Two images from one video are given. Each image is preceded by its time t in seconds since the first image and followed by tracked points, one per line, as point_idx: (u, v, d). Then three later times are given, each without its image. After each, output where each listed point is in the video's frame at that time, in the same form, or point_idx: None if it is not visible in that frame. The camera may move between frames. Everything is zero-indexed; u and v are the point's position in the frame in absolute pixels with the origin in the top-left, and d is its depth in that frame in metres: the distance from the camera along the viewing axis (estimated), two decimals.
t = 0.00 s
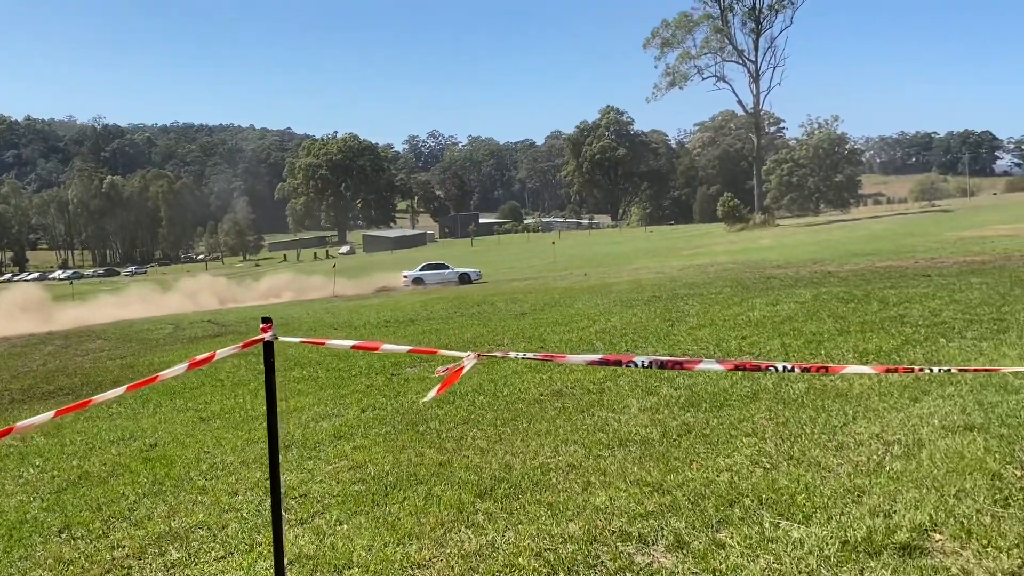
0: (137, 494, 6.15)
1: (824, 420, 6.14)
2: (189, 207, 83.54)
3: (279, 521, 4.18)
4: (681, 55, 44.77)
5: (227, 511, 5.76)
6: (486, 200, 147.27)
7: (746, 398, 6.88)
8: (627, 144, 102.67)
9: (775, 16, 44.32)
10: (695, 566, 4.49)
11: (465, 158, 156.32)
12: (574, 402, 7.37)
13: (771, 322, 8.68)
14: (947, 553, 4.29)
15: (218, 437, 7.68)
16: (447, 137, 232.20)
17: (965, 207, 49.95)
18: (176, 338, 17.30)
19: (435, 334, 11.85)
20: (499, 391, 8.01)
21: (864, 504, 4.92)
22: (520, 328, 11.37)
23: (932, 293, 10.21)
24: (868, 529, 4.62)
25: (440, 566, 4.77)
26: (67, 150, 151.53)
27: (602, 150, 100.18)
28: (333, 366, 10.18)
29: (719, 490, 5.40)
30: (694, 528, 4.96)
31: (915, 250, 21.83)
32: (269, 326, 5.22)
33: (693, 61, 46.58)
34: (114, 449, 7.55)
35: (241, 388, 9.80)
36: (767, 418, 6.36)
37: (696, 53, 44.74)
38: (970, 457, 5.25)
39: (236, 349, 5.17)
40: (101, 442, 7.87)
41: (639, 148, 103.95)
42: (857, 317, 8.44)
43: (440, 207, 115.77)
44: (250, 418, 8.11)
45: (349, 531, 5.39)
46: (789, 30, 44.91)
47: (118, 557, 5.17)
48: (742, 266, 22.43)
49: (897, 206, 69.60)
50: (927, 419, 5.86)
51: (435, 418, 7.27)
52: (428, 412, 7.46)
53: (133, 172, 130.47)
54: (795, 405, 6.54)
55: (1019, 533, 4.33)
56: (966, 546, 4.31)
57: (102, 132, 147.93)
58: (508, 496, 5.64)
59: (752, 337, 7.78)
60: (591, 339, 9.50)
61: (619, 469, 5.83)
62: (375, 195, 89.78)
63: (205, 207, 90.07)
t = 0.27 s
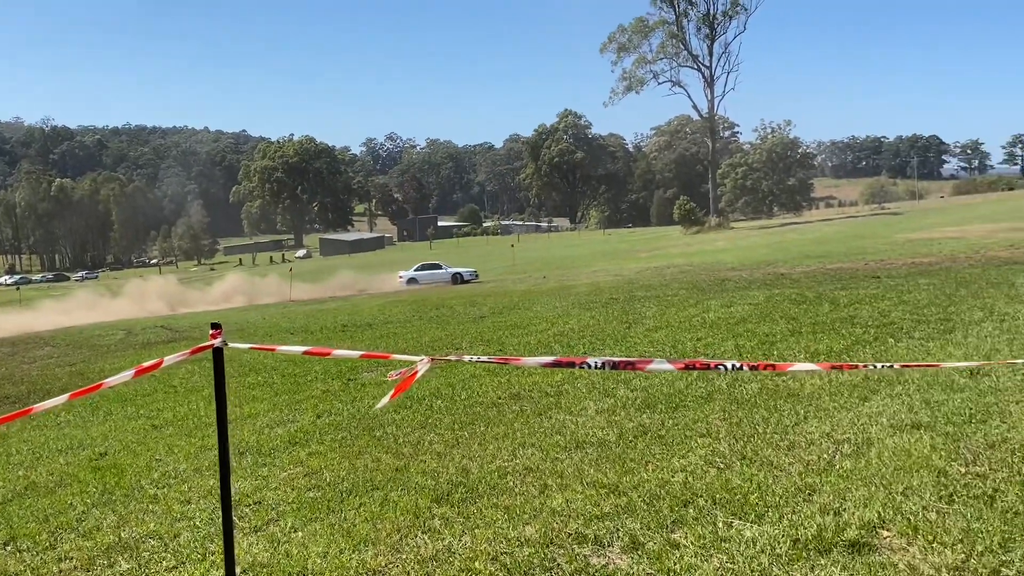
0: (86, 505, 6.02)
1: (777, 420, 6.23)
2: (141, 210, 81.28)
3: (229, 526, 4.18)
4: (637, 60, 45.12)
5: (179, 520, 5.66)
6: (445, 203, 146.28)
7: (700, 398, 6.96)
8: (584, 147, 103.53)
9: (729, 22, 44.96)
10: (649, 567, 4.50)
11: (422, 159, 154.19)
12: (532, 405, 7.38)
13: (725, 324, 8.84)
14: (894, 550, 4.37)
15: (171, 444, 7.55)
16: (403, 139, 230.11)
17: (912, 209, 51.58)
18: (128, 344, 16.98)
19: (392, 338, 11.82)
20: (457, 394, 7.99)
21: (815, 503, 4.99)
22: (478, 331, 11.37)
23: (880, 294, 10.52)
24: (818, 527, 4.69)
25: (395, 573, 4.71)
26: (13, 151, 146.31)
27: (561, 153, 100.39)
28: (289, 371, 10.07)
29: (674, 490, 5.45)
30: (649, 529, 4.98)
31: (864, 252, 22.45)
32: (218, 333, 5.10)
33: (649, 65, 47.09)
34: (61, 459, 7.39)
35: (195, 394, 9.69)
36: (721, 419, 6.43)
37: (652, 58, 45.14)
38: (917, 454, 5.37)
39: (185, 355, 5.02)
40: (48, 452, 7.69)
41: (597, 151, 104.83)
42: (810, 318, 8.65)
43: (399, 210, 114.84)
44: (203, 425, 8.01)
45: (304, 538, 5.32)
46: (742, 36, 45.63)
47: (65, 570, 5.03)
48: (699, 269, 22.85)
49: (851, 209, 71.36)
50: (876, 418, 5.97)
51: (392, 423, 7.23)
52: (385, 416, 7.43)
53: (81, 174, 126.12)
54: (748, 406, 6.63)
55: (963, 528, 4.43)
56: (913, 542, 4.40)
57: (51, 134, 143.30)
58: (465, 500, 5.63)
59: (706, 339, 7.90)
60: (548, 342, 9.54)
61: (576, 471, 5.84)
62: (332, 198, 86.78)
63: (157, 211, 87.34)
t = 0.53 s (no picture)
0: (35, 515, 5.88)
1: (733, 420, 6.29)
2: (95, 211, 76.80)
3: (180, 529, 4.18)
4: (597, 64, 45.46)
5: (132, 528, 5.55)
6: (406, 205, 144.32)
7: (659, 400, 7.01)
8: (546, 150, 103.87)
9: (687, 27, 45.64)
10: (607, 568, 4.51)
11: (378, 160, 149.88)
12: (492, 408, 7.37)
13: (683, 326, 8.96)
14: (847, 548, 4.43)
15: (124, 452, 7.42)
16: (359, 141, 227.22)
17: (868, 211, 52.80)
18: (80, 350, 16.58)
19: (352, 342, 11.76)
20: (416, 399, 7.97)
21: (771, 502, 5.04)
22: (440, 334, 11.36)
23: (834, 296, 10.74)
24: (773, 526, 4.73)
25: None
26: None
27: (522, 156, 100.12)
28: (247, 377, 9.95)
29: (633, 491, 5.46)
30: (608, 530, 4.99)
31: (820, 254, 22.89)
32: (170, 337, 5.09)
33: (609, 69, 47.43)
34: (9, 468, 7.21)
35: (149, 401, 9.55)
36: (679, 419, 6.48)
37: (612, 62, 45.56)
38: (870, 453, 5.46)
39: (135, 361, 4.92)
40: None
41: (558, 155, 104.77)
42: (767, 320, 8.82)
43: (359, 213, 113.35)
44: (158, 431, 7.90)
45: (261, 545, 5.23)
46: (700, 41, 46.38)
47: None
48: (659, 272, 23.10)
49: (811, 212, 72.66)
50: (830, 417, 6.06)
51: (351, 428, 7.18)
52: (343, 421, 7.37)
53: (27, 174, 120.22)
54: (706, 406, 6.69)
55: (914, 525, 4.50)
56: (864, 540, 4.46)
57: None
58: (424, 504, 5.59)
59: (665, 341, 7.98)
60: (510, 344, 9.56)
61: (536, 474, 5.84)
62: (291, 202, 85.39)
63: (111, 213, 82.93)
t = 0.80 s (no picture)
0: None
1: (696, 421, 6.33)
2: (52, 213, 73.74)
3: (137, 535, 4.14)
4: (561, 68, 45.58)
5: (89, 537, 5.44)
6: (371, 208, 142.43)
7: (623, 401, 7.05)
8: (511, 153, 102.00)
9: (650, 31, 46.08)
10: (570, 570, 4.51)
11: (341, 160, 146.81)
12: (457, 411, 7.36)
13: (647, 328, 9.07)
14: (807, 546, 4.47)
15: (81, 459, 7.30)
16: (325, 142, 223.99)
17: (828, 214, 53.86)
18: (34, 357, 16.19)
19: (315, 346, 11.68)
20: (380, 403, 7.92)
21: (733, 502, 5.08)
22: (404, 337, 11.33)
23: (795, 297, 10.91)
24: (735, 526, 4.76)
25: None
26: None
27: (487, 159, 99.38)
28: (208, 382, 9.84)
29: (596, 493, 5.47)
30: (571, 533, 4.99)
31: (781, 257, 23.24)
32: (125, 343, 4.86)
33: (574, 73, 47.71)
34: None
35: (107, 407, 9.41)
36: (642, 421, 6.51)
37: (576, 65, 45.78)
38: (829, 452, 5.52)
39: (89, 367, 4.71)
40: None
41: (524, 157, 104.32)
42: (729, 321, 8.96)
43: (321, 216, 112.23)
44: (116, 438, 7.77)
45: (222, 552, 5.14)
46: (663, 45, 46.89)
47: None
48: (624, 274, 23.29)
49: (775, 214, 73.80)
50: (790, 417, 6.13)
51: (314, 432, 7.12)
52: (306, 426, 7.31)
53: None
54: (669, 407, 6.74)
55: (872, 523, 4.56)
56: (825, 539, 4.51)
57: None
58: (387, 509, 5.54)
59: (629, 343, 8.05)
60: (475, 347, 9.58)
61: (501, 477, 5.83)
62: (252, 205, 84.57)
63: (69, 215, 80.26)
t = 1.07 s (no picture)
0: None
1: (663, 422, 6.37)
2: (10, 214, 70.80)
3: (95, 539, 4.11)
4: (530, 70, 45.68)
5: (49, 546, 5.34)
6: (337, 209, 139.79)
7: (591, 403, 7.08)
8: (480, 155, 101.96)
9: (618, 34, 46.47)
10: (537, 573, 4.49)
11: (310, 162, 145.82)
12: (425, 414, 7.33)
13: (616, 330, 9.16)
14: (771, 546, 4.50)
15: (41, 466, 7.18)
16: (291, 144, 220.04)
17: (795, 216, 54.55)
18: None
19: (282, 349, 11.60)
20: (348, 406, 7.88)
21: (699, 502, 5.09)
22: (373, 340, 11.29)
23: (761, 298, 11.04)
24: (701, 527, 4.77)
25: None
26: None
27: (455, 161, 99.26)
28: (173, 386, 9.73)
29: (564, 496, 5.46)
30: (539, 535, 4.98)
31: (748, 258, 23.46)
32: (84, 347, 4.80)
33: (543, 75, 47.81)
34: None
35: (69, 412, 9.27)
36: (610, 422, 6.53)
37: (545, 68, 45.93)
38: (793, 452, 5.55)
39: (45, 372, 4.57)
40: None
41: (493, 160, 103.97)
42: (697, 322, 9.07)
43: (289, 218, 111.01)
44: (78, 444, 7.67)
45: (186, 559, 5.06)
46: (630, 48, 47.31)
47: None
48: (593, 276, 23.38)
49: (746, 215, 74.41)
50: (756, 418, 6.18)
51: (280, 437, 7.08)
52: (272, 430, 7.25)
53: None
54: (637, 409, 6.77)
55: (835, 522, 4.60)
56: (788, 538, 4.55)
57: None
58: (354, 514, 5.49)
59: (598, 344, 8.11)
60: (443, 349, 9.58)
61: (469, 480, 5.81)
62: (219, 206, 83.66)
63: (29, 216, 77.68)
